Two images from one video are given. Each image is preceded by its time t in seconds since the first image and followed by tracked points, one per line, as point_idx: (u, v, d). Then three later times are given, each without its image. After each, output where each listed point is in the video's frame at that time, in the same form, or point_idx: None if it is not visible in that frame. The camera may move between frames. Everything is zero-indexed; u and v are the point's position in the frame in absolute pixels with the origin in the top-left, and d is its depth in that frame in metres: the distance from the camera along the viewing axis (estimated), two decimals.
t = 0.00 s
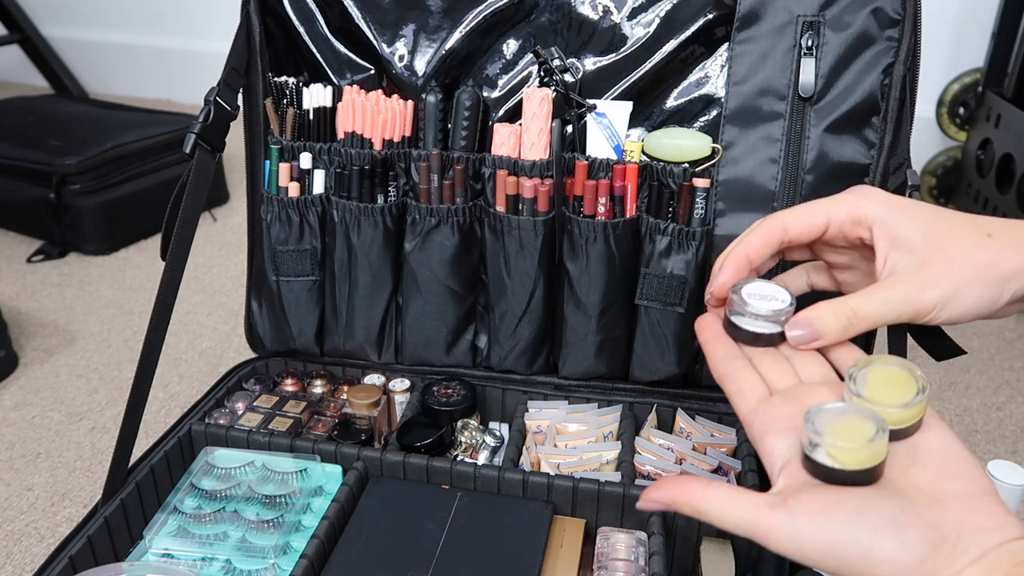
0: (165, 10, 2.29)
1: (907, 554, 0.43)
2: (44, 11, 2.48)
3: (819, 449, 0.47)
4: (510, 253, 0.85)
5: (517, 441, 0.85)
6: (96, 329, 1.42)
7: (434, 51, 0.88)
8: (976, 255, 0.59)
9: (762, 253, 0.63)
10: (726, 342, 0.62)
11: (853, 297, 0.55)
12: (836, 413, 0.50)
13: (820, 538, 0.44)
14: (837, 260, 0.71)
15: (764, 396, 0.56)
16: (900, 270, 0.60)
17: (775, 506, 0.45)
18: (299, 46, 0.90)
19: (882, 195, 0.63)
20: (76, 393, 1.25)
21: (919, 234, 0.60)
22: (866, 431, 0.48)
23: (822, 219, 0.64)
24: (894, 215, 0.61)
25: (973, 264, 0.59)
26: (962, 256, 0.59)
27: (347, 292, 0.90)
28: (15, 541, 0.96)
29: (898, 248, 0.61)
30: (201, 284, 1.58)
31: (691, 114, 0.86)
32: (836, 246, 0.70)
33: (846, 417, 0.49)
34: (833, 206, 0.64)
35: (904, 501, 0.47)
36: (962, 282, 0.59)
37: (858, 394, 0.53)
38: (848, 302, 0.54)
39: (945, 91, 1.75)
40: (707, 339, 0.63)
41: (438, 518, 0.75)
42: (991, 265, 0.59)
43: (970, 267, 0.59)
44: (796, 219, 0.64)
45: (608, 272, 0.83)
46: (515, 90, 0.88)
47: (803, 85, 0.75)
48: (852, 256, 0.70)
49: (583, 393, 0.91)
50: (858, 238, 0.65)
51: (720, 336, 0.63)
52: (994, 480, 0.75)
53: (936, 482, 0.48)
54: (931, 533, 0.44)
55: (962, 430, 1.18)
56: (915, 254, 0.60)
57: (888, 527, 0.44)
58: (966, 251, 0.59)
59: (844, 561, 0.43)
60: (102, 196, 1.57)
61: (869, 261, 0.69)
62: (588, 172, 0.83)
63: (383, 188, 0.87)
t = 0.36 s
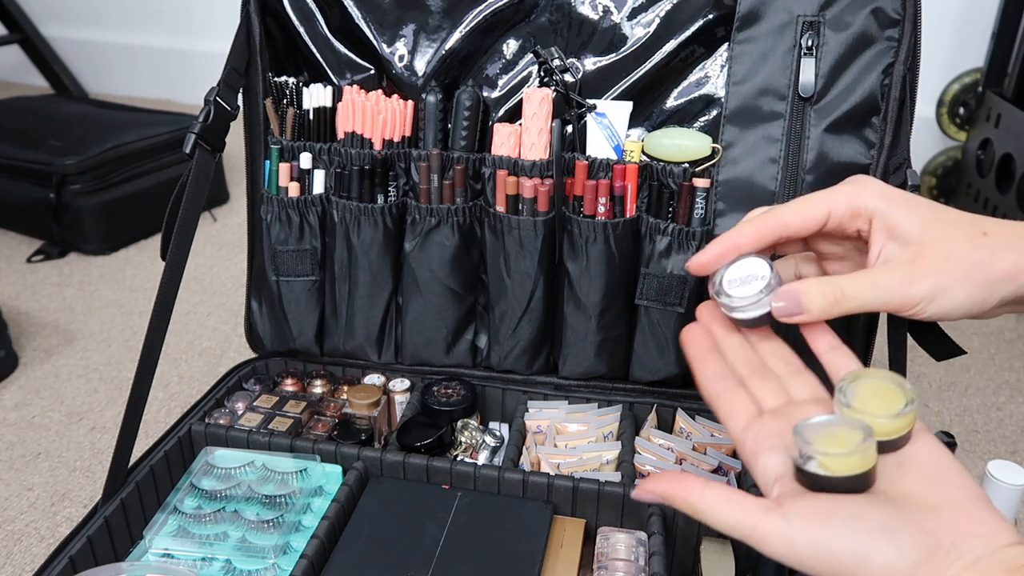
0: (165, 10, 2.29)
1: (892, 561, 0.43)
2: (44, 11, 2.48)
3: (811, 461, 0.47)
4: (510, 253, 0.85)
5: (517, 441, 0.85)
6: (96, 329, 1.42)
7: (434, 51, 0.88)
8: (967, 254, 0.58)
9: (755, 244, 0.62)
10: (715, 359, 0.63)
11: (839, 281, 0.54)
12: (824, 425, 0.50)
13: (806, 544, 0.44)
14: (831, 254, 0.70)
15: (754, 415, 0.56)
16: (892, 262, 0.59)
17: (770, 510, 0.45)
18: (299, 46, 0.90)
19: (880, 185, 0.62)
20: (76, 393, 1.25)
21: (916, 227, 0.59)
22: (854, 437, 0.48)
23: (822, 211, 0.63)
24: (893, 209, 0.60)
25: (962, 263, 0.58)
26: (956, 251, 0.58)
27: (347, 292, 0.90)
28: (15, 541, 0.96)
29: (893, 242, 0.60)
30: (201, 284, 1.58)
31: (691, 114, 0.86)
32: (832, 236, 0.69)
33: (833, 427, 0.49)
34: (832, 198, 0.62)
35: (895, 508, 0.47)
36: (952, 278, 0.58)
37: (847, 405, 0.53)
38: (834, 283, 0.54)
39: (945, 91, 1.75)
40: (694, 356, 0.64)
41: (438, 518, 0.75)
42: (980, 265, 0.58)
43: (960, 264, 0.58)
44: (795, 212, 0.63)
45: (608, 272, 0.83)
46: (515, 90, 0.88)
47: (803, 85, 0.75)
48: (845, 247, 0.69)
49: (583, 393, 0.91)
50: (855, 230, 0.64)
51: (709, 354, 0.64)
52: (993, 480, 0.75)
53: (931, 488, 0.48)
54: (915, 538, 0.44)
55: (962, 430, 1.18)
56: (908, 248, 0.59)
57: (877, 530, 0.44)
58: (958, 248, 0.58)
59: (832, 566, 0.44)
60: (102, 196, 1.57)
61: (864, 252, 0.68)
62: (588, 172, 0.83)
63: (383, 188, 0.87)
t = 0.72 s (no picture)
0: (165, 10, 2.29)
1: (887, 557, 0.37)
2: (43, 10, 2.48)
3: (798, 454, 0.48)
4: (510, 253, 0.85)
5: (517, 441, 0.85)
6: (96, 329, 1.42)
7: (434, 51, 0.88)
8: (960, 245, 0.54)
9: (749, 208, 0.62)
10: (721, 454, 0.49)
11: (824, 283, 0.51)
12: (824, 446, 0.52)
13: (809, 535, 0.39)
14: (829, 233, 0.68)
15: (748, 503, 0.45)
16: (881, 249, 0.55)
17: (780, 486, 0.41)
18: (299, 46, 0.90)
19: (882, 166, 0.58)
20: (76, 393, 1.25)
21: (912, 213, 0.55)
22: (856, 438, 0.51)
23: (819, 181, 0.61)
24: (888, 186, 0.56)
25: (954, 254, 0.54)
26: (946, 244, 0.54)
27: (347, 292, 0.90)
28: (15, 541, 0.96)
29: (884, 225, 0.56)
30: (201, 284, 1.58)
31: (691, 114, 0.86)
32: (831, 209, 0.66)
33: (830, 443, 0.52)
34: (832, 169, 0.60)
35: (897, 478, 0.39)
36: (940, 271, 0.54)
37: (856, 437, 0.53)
38: (818, 289, 0.51)
39: (945, 91, 1.75)
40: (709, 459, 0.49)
41: (438, 518, 0.75)
42: (971, 259, 0.54)
43: (947, 259, 0.54)
44: (792, 178, 0.61)
45: (609, 272, 0.83)
46: (515, 90, 0.88)
47: (803, 85, 0.75)
48: (844, 224, 0.67)
49: (583, 393, 0.91)
50: (854, 206, 0.62)
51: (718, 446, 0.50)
52: (994, 480, 0.75)
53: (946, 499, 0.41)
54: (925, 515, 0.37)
55: (961, 430, 1.18)
56: (898, 232, 0.55)
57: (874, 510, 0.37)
58: (950, 237, 0.54)
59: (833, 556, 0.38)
60: (102, 196, 1.57)
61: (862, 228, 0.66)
62: (588, 172, 0.83)
63: (383, 188, 0.87)
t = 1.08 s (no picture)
0: (165, 10, 2.29)
1: (942, 453, 0.35)
2: (43, 10, 2.48)
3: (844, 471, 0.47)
4: (510, 253, 0.85)
5: (517, 441, 0.85)
6: (96, 329, 1.42)
7: (434, 51, 0.88)
8: (958, 241, 0.54)
9: (763, 190, 0.60)
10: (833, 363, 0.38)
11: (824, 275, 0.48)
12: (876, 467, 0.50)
13: (877, 474, 0.38)
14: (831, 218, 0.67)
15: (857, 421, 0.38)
16: (879, 239, 0.54)
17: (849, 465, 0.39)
18: (299, 46, 0.90)
19: (892, 155, 0.58)
20: (76, 393, 1.25)
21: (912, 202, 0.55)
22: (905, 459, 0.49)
23: (826, 162, 0.60)
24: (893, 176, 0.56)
25: (951, 249, 0.54)
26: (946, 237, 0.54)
27: (347, 292, 0.90)
28: (15, 541, 0.96)
29: (884, 213, 0.56)
30: (201, 284, 1.58)
31: (691, 114, 0.86)
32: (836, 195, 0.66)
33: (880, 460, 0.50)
34: (841, 149, 0.59)
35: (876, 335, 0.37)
36: (938, 264, 0.54)
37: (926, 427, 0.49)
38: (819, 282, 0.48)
39: (945, 91, 1.75)
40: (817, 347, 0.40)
41: (438, 518, 0.75)
42: (969, 257, 0.55)
43: (946, 251, 0.54)
44: (800, 158, 0.60)
45: (608, 271, 0.83)
46: (515, 90, 0.88)
47: (803, 86, 0.75)
48: (847, 209, 0.66)
49: (583, 393, 0.91)
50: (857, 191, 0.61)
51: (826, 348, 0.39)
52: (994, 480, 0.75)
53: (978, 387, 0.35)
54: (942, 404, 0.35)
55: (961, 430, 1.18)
56: (898, 221, 0.55)
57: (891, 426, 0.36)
58: (949, 232, 0.54)
59: (904, 471, 0.36)
60: (102, 196, 1.57)
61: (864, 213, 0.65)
62: (588, 172, 0.83)
63: (383, 188, 0.87)
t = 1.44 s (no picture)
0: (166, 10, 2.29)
1: (974, 454, 0.38)
2: (43, 10, 2.48)
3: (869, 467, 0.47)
4: (510, 253, 0.85)
5: (517, 441, 0.85)
6: (96, 330, 1.42)
7: (434, 51, 0.88)
8: (967, 240, 0.54)
9: (780, 174, 0.59)
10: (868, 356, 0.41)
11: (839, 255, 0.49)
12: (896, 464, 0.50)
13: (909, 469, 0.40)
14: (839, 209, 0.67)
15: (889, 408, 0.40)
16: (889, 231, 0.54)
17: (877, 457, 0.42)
18: (299, 46, 0.90)
19: (908, 148, 0.57)
20: (76, 393, 1.25)
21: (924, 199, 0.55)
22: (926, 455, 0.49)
23: (840, 149, 0.60)
24: (908, 170, 0.56)
25: (959, 247, 0.54)
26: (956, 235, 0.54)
27: (347, 292, 0.90)
28: (15, 541, 0.96)
29: (896, 205, 0.55)
30: (201, 284, 1.58)
31: (691, 114, 0.86)
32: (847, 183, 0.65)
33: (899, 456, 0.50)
34: (857, 136, 0.59)
35: (908, 337, 0.39)
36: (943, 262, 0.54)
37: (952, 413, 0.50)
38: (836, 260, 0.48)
39: (945, 91, 1.75)
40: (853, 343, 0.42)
41: (438, 518, 0.75)
42: (974, 255, 0.54)
43: (953, 249, 0.54)
44: (816, 143, 0.60)
45: (608, 271, 0.83)
46: (515, 90, 0.88)
47: (803, 86, 0.75)
48: (855, 199, 0.67)
49: (583, 393, 0.91)
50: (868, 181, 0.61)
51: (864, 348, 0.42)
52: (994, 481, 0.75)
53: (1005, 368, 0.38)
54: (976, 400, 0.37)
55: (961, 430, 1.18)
56: (909, 215, 0.54)
57: (928, 423, 0.38)
58: (959, 229, 0.54)
59: (931, 468, 0.39)
60: (102, 196, 1.57)
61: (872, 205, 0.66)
62: (588, 172, 0.83)
63: (383, 188, 0.87)
